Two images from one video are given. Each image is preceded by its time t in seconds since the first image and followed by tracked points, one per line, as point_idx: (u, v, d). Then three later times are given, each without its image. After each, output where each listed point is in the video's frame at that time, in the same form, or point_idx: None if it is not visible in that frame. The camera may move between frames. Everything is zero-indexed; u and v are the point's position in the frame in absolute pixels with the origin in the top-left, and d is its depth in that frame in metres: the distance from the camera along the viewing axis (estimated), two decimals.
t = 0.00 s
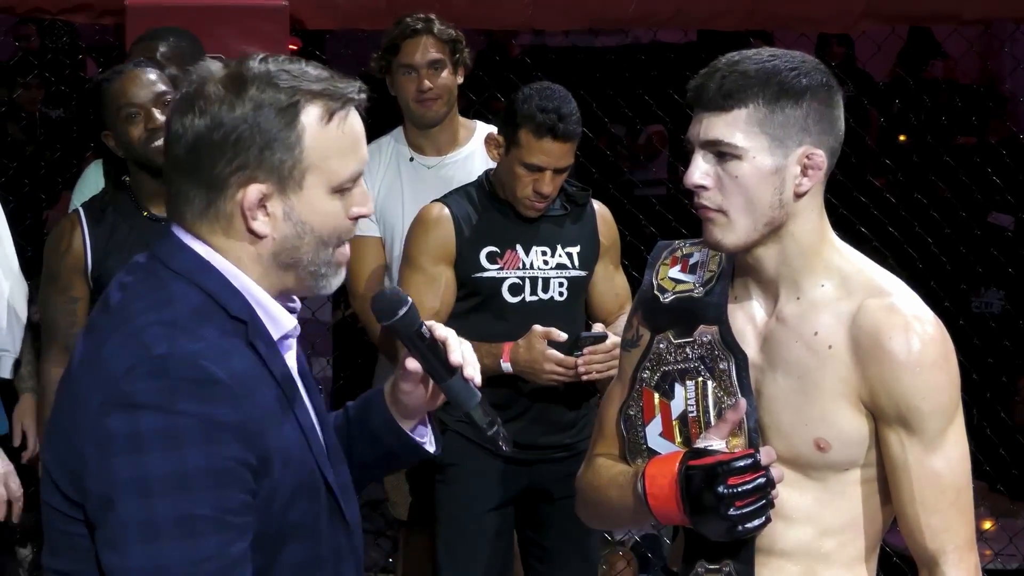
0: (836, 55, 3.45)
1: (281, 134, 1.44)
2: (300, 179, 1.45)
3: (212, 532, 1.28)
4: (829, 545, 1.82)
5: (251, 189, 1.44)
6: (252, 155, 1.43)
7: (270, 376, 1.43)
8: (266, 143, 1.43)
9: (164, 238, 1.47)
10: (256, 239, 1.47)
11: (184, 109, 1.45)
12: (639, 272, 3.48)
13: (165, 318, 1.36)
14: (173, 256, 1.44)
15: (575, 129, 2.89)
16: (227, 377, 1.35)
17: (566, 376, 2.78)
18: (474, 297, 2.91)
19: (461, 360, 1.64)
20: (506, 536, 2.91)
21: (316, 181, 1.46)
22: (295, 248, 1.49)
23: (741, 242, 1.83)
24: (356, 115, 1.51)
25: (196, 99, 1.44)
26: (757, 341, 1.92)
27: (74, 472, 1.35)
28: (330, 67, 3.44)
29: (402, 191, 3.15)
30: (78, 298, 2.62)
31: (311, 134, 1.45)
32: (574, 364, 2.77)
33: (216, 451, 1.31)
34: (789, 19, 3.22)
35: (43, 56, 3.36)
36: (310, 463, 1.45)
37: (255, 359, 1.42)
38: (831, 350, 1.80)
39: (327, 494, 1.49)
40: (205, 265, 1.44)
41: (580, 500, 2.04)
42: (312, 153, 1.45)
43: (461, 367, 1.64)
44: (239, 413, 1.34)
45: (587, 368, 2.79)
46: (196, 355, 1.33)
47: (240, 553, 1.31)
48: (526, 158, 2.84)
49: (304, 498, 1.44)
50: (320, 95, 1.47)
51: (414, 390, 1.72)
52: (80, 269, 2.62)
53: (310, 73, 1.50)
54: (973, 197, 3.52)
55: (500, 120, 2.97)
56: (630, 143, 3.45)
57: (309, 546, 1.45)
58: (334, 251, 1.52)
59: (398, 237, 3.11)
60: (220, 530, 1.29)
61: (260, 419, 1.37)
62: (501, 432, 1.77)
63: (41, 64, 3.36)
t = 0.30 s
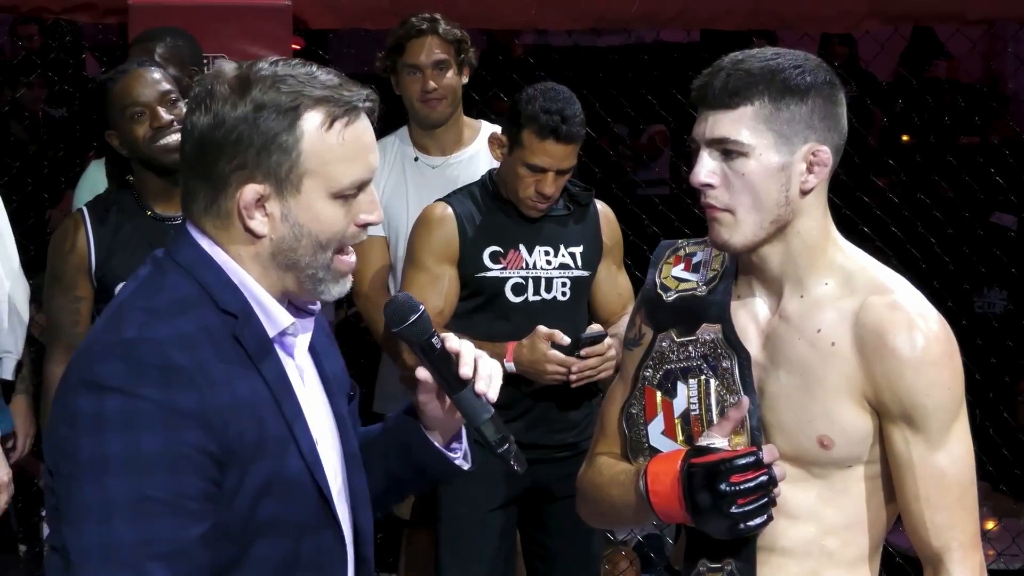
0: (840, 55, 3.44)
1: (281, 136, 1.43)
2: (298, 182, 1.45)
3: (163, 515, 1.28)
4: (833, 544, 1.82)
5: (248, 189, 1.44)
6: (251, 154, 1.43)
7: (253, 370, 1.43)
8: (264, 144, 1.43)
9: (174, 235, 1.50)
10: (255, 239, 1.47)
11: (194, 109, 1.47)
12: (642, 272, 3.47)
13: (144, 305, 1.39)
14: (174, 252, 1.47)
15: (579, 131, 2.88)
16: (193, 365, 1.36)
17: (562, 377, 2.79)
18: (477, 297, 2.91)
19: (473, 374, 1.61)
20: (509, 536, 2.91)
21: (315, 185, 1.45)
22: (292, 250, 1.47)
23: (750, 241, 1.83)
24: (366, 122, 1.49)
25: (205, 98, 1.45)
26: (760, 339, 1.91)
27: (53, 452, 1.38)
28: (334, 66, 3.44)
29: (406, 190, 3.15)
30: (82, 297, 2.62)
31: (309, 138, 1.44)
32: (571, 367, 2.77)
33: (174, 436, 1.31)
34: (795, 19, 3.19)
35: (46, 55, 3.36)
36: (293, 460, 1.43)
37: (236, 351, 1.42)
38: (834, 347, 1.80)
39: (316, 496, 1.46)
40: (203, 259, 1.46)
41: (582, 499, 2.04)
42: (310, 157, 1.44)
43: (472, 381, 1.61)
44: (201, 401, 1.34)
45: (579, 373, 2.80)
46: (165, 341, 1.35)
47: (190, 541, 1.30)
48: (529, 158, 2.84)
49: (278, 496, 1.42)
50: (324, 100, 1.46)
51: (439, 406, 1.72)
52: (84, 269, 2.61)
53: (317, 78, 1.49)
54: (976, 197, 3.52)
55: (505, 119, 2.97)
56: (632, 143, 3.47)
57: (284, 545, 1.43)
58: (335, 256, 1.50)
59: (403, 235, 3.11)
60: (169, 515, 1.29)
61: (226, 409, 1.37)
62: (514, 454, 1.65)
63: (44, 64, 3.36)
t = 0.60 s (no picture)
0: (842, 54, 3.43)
1: (266, 116, 1.51)
2: (285, 162, 1.52)
3: (124, 481, 1.39)
4: (833, 543, 1.82)
5: (237, 169, 1.52)
6: (238, 136, 1.51)
7: (232, 348, 1.52)
8: (250, 125, 1.51)
9: (181, 226, 1.60)
10: (246, 220, 1.55)
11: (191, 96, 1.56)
12: (643, 272, 3.47)
13: (127, 286, 1.49)
14: (175, 240, 1.57)
15: (581, 131, 2.88)
16: (161, 341, 1.45)
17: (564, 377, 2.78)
18: (479, 296, 2.91)
19: (463, 345, 1.61)
20: (510, 535, 2.91)
21: (302, 166, 1.52)
22: (284, 229, 1.54)
23: (746, 240, 1.83)
24: (354, 105, 1.56)
25: (198, 85, 1.55)
26: (761, 337, 1.91)
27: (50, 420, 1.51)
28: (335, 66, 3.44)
29: (409, 188, 3.17)
30: (83, 298, 2.61)
31: (294, 119, 1.51)
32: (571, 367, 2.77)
33: (135, 404, 1.41)
34: (797, 18, 3.16)
35: (48, 54, 3.36)
36: (268, 435, 1.50)
37: (214, 328, 1.51)
38: (835, 346, 1.80)
39: (300, 470, 1.52)
40: (197, 245, 1.56)
41: (584, 500, 2.04)
42: (296, 137, 1.51)
43: (463, 352, 1.61)
44: (164, 373, 1.44)
45: (579, 373, 2.80)
46: (137, 317, 1.45)
47: (148, 504, 1.40)
48: (532, 158, 2.84)
49: (254, 469, 1.49)
50: (308, 83, 1.53)
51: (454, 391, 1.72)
52: (85, 269, 2.61)
53: (303, 63, 1.57)
54: (977, 196, 3.51)
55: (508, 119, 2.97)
56: (634, 142, 3.49)
57: (262, 518, 1.49)
58: (329, 236, 1.56)
59: (405, 232, 3.12)
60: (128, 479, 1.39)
61: (191, 382, 1.46)
62: (508, 429, 1.61)
63: (46, 64, 3.36)
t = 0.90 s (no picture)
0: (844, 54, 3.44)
1: (252, 112, 1.54)
2: (270, 158, 1.55)
3: (105, 478, 1.43)
4: (832, 542, 1.82)
5: (225, 166, 1.55)
6: (225, 134, 1.55)
7: (219, 344, 1.54)
8: (235, 123, 1.54)
9: (178, 229, 1.63)
10: (236, 216, 1.58)
11: (178, 98, 1.59)
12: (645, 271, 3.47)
13: (115, 286, 1.53)
14: (171, 240, 1.61)
15: (582, 130, 2.88)
16: (142, 339, 1.48)
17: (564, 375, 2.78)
18: (480, 295, 2.91)
19: (452, 332, 1.62)
20: (511, 534, 2.91)
21: (287, 161, 1.55)
22: (273, 224, 1.57)
23: (739, 239, 1.84)
24: (337, 98, 1.60)
25: (185, 87, 1.58)
26: (759, 337, 1.91)
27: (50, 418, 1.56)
28: (337, 65, 3.45)
29: (417, 186, 3.26)
30: (84, 296, 2.62)
31: (278, 114, 1.55)
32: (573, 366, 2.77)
33: (116, 402, 1.45)
34: (800, 17, 3.15)
35: (51, 54, 3.38)
36: (254, 428, 1.53)
37: (200, 325, 1.54)
38: (833, 346, 1.80)
39: (291, 462, 1.55)
40: (189, 244, 1.59)
41: (585, 499, 2.04)
42: (281, 132, 1.55)
43: (451, 339, 1.61)
44: (144, 371, 1.47)
45: (581, 373, 2.80)
46: (120, 317, 1.48)
47: (131, 499, 1.44)
48: (532, 157, 2.84)
49: (241, 463, 1.52)
50: (289, 79, 1.57)
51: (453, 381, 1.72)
52: (87, 267, 2.61)
53: (283, 59, 1.60)
54: (979, 195, 3.52)
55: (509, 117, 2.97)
56: (636, 141, 3.49)
57: (251, 510, 1.53)
58: (319, 227, 1.59)
59: (410, 229, 3.21)
60: (110, 475, 1.43)
61: (173, 379, 1.49)
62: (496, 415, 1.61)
63: (48, 62, 3.39)
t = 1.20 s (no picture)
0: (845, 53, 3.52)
1: (242, 106, 1.55)
2: (263, 150, 1.55)
3: (105, 473, 1.43)
4: (832, 542, 1.82)
5: (220, 162, 1.56)
6: (216, 130, 1.55)
7: (216, 337, 1.54)
8: (226, 119, 1.55)
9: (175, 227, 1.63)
10: (233, 211, 1.59)
11: (169, 99, 1.60)
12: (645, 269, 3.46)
13: (113, 283, 1.53)
14: (167, 238, 1.61)
15: (582, 129, 2.88)
16: (138, 334, 1.48)
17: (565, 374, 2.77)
18: (480, 294, 2.91)
19: (451, 312, 1.63)
20: (511, 533, 2.91)
21: (281, 152, 1.56)
22: (269, 217, 1.57)
23: (738, 238, 1.84)
24: (325, 87, 1.60)
25: (175, 86, 1.59)
26: (759, 337, 1.91)
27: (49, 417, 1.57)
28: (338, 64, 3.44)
29: (421, 185, 3.26)
30: (83, 296, 2.61)
31: (268, 107, 1.55)
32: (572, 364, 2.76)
33: (113, 398, 1.44)
34: (801, 17, 3.13)
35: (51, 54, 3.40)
36: (253, 421, 1.53)
37: (196, 319, 1.54)
38: (834, 346, 1.80)
39: (291, 455, 1.55)
40: (185, 239, 1.60)
41: (586, 499, 2.04)
42: (271, 124, 1.55)
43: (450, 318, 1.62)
44: (142, 366, 1.47)
45: (582, 372, 2.79)
46: (116, 313, 1.48)
47: (132, 493, 1.44)
48: (532, 157, 2.83)
49: (241, 456, 1.52)
50: (277, 71, 1.57)
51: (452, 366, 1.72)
52: (86, 267, 2.61)
53: (270, 53, 1.61)
54: (980, 194, 3.47)
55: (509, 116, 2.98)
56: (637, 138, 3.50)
57: (252, 503, 1.53)
58: (316, 219, 1.59)
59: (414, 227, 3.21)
60: (109, 470, 1.43)
61: (171, 373, 1.49)
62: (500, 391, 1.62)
63: (48, 62, 3.39)
